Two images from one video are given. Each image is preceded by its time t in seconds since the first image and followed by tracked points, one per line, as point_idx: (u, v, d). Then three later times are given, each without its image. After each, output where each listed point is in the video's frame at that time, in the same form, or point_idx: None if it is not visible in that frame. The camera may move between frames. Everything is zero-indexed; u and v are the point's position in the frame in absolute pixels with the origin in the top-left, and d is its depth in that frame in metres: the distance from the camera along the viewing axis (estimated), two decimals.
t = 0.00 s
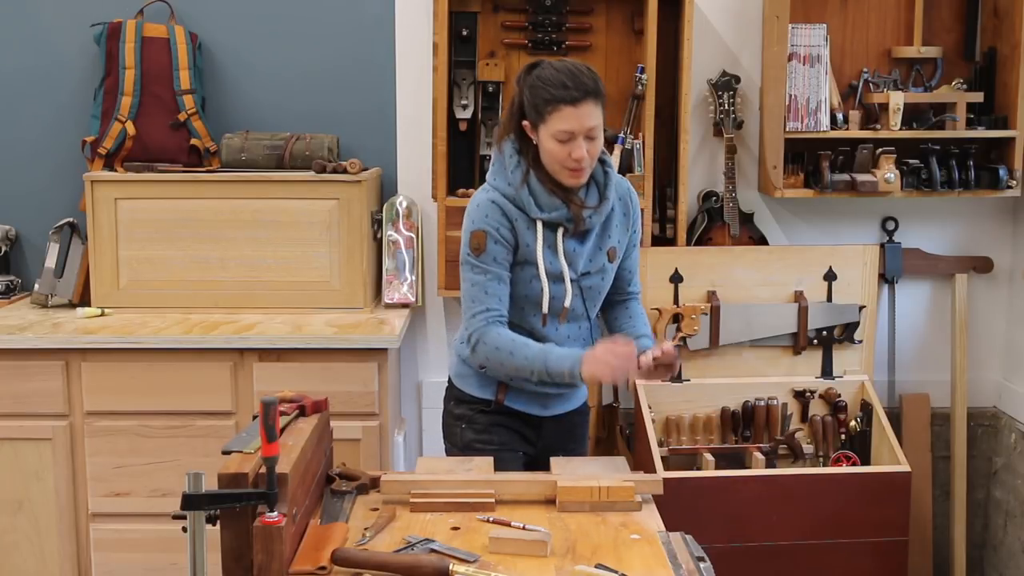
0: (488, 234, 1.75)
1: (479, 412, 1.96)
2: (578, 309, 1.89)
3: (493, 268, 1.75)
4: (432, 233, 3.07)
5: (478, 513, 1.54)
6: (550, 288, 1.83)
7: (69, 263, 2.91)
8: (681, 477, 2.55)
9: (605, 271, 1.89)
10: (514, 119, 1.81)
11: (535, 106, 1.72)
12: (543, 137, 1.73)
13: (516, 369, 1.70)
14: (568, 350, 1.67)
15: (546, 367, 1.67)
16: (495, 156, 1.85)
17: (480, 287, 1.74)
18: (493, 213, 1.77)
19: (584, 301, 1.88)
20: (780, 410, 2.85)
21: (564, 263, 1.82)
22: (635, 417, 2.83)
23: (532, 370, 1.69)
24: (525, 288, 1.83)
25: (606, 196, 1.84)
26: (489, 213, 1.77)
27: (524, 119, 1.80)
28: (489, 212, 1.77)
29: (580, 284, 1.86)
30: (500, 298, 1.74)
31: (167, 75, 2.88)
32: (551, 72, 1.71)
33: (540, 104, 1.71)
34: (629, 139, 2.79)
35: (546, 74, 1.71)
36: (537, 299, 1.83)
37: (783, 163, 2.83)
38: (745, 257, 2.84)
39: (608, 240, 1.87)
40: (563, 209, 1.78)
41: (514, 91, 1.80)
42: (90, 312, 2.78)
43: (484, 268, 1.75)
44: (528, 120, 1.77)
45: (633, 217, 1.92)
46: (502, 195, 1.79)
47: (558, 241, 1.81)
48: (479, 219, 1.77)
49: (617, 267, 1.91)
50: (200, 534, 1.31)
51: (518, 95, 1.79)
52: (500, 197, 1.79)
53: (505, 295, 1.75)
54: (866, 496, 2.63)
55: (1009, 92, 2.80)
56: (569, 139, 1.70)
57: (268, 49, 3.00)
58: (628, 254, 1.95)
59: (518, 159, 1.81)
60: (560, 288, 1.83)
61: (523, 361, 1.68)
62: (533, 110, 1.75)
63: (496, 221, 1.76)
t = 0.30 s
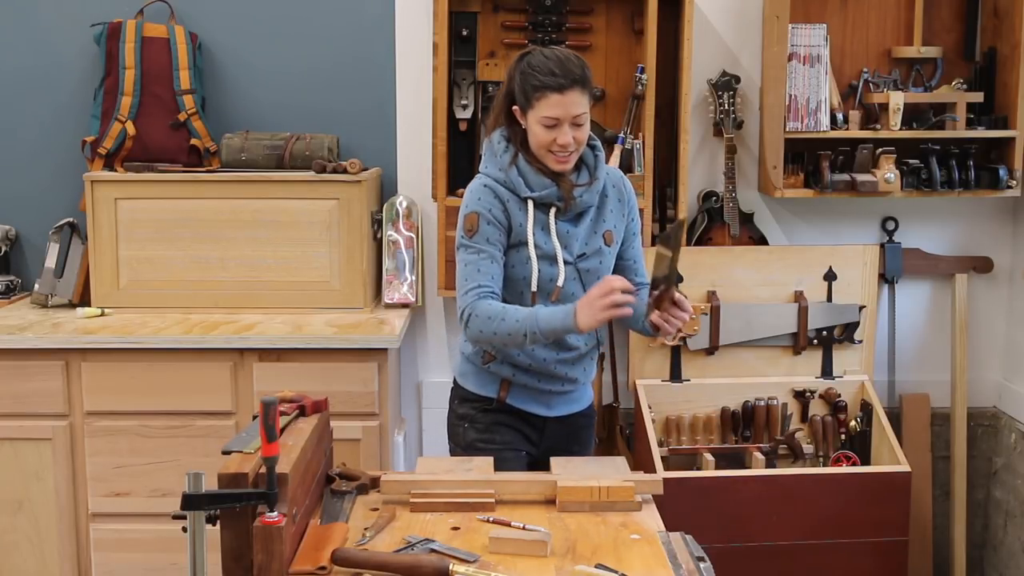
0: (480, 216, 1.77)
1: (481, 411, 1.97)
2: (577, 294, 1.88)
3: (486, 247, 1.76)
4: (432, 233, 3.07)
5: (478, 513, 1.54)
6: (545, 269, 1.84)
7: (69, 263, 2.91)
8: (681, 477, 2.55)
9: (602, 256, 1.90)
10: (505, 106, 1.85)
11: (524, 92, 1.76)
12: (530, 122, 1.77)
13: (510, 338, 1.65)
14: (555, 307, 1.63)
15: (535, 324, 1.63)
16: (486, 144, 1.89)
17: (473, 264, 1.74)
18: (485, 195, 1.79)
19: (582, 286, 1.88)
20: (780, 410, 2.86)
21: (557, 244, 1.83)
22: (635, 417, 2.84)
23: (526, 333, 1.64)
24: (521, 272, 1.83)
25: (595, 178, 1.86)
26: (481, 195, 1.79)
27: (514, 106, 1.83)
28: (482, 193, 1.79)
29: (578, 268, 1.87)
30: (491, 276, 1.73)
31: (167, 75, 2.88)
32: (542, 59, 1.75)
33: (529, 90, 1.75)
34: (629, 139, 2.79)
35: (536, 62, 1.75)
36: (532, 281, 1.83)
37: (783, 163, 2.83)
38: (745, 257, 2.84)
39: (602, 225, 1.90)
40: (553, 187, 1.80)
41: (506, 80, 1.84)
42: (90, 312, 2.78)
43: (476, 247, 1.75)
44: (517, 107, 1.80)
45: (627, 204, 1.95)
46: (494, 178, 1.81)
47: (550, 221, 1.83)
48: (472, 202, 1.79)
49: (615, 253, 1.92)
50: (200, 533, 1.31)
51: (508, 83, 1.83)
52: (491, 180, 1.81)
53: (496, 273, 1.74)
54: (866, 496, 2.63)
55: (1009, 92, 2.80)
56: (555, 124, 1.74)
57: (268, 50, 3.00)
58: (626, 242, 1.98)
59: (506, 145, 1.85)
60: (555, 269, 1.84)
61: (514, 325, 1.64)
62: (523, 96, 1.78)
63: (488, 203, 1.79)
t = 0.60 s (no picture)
0: (477, 219, 1.79)
1: (479, 411, 1.97)
2: (571, 292, 1.87)
3: (487, 252, 1.79)
4: (432, 233, 3.06)
5: (478, 513, 1.54)
6: (539, 268, 1.83)
7: (69, 263, 2.91)
8: (680, 477, 2.55)
9: (598, 255, 1.88)
10: (500, 105, 1.86)
11: (518, 93, 1.76)
12: (523, 123, 1.77)
13: (523, 342, 1.72)
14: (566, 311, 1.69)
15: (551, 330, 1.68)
16: (481, 144, 1.90)
17: (477, 270, 1.77)
18: (480, 198, 1.80)
19: (577, 285, 1.87)
20: (780, 409, 2.86)
21: (550, 243, 1.83)
22: (635, 417, 2.84)
23: (539, 338, 1.70)
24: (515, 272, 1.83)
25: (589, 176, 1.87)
26: (475, 197, 1.81)
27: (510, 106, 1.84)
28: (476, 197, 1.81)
29: (573, 267, 1.85)
30: (495, 283, 1.78)
31: (167, 75, 2.88)
32: (537, 61, 1.75)
33: (523, 92, 1.75)
34: (629, 139, 2.80)
35: (530, 63, 1.75)
36: (526, 280, 1.83)
37: (783, 163, 2.83)
38: (745, 257, 2.84)
39: (596, 224, 1.89)
40: (546, 186, 1.80)
41: (502, 79, 1.84)
42: (90, 312, 2.78)
43: (476, 253, 1.78)
44: (513, 107, 1.81)
45: (623, 203, 1.94)
46: (489, 179, 1.83)
47: (543, 220, 1.83)
48: (467, 206, 1.81)
49: (611, 251, 1.90)
50: (200, 534, 1.31)
51: (504, 83, 1.83)
52: (486, 182, 1.83)
53: (499, 278, 1.78)
54: (866, 496, 2.63)
55: (1009, 92, 2.80)
56: (548, 127, 1.74)
57: (268, 50, 3.00)
58: (621, 241, 1.96)
59: (500, 144, 1.85)
60: (548, 268, 1.83)
61: (528, 334, 1.70)
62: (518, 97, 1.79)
63: (482, 205, 1.80)
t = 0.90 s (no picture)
0: (474, 213, 1.76)
1: (480, 412, 1.96)
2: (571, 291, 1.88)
3: (480, 243, 1.74)
4: (432, 233, 3.06)
5: (478, 513, 1.54)
6: (541, 267, 1.83)
7: (69, 263, 2.91)
8: (680, 477, 2.55)
9: (596, 253, 1.90)
10: (495, 104, 1.86)
11: (514, 88, 1.76)
12: (520, 118, 1.77)
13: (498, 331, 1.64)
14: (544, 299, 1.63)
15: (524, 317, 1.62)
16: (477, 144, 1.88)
17: (468, 259, 1.72)
18: (480, 195, 1.78)
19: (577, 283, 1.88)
20: (780, 409, 2.86)
21: (551, 242, 1.84)
22: (635, 417, 2.84)
23: (513, 325, 1.63)
24: (516, 271, 1.83)
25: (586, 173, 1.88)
26: (474, 193, 1.78)
27: (505, 104, 1.84)
28: (474, 194, 1.79)
29: (572, 266, 1.87)
30: (482, 272, 1.72)
31: (166, 75, 2.88)
32: (531, 56, 1.76)
33: (518, 86, 1.76)
34: (629, 139, 2.80)
35: (525, 58, 1.76)
36: (528, 280, 1.83)
37: (783, 163, 2.83)
38: (745, 257, 2.84)
39: (594, 222, 1.90)
40: (547, 185, 1.80)
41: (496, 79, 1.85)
42: (90, 312, 2.78)
43: (470, 243, 1.74)
44: (508, 104, 1.81)
45: (617, 201, 1.96)
46: (488, 177, 1.82)
47: (544, 219, 1.83)
48: (466, 202, 1.78)
49: (607, 249, 1.93)
50: (200, 534, 1.31)
51: (499, 81, 1.83)
52: (485, 180, 1.81)
53: (487, 268, 1.73)
54: (866, 496, 2.63)
55: (1009, 92, 2.80)
56: (545, 120, 1.74)
57: (268, 51, 3.00)
58: (616, 238, 1.98)
59: (498, 144, 1.84)
60: (550, 267, 1.83)
61: (504, 318, 1.62)
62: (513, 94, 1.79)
63: (482, 202, 1.78)
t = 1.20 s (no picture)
0: (473, 222, 1.78)
1: (474, 412, 1.96)
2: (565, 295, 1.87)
3: (483, 254, 1.77)
4: (432, 233, 3.06)
5: (478, 513, 1.54)
6: (534, 272, 1.83)
7: (69, 263, 2.91)
8: (680, 477, 2.55)
9: (590, 258, 1.89)
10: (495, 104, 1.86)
11: (514, 88, 1.76)
12: (517, 119, 1.77)
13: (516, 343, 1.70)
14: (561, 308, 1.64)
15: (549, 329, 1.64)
16: (476, 145, 1.89)
17: (473, 273, 1.76)
18: (475, 200, 1.79)
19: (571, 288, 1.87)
20: (780, 409, 2.86)
21: (545, 246, 1.83)
22: (635, 417, 2.84)
23: (535, 338, 1.66)
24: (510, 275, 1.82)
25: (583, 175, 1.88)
26: (470, 199, 1.79)
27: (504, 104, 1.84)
28: (470, 199, 1.79)
29: (566, 270, 1.86)
30: (491, 286, 1.76)
31: (166, 75, 2.88)
32: (532, 57, 1.76)
33: (517, 86, 1.76)
34: (629, 139, 2.80)
35: (526, 59, 1.76)
36: (520, 283, 1.82)
37: (783, 163, 2.83)
38: (745, 257, 2.84)
39: (589, 227, 1.89)
40: (542, 190, 1.81)
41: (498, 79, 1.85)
42: (90, 312, 2.78)
43: (473, 256, 1.76)
44: (507, 105, 1.81)
45: (612, 206, 1.95)
46: (483, 181, 1.82)
47: (537, 223, 1.83)
48: (462, 208, 1.79)
49: (601, 253, 1.92)
50: (200, 534, 1.31)
51: (500, 81, 1.83)
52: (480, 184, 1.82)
53: (496, 282, 1.77)
54: (866, 496, 2.63)
55: (1009, 92, 2.80)
56: (542, 122, 1.74)
57: (268, 51, 3.00)
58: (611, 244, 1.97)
59: (495, 145, 1.85)
60: (543, 271, 1.83)
61: (522, 333, 1.68)
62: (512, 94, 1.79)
63: (478, 208, 1.79)
